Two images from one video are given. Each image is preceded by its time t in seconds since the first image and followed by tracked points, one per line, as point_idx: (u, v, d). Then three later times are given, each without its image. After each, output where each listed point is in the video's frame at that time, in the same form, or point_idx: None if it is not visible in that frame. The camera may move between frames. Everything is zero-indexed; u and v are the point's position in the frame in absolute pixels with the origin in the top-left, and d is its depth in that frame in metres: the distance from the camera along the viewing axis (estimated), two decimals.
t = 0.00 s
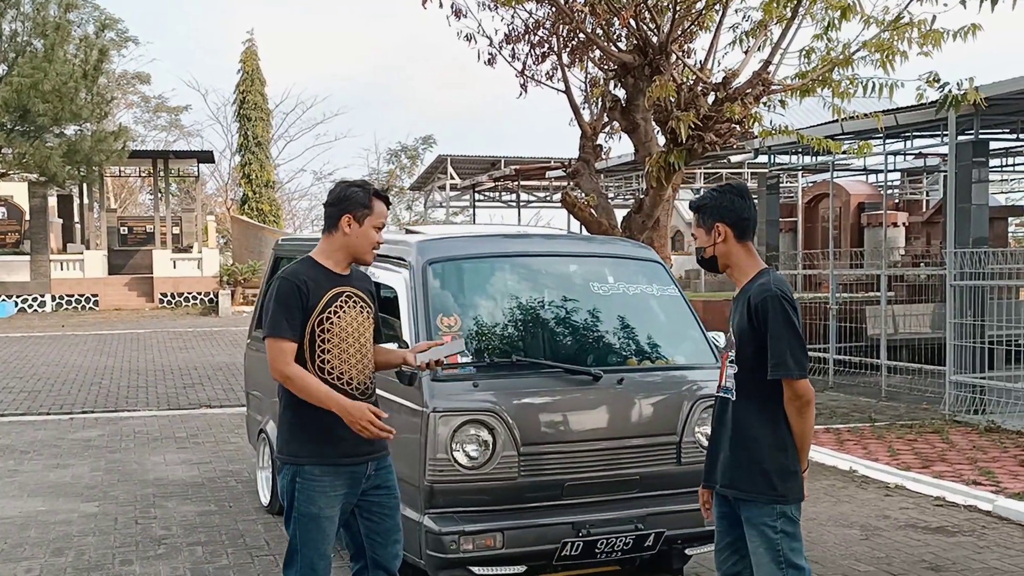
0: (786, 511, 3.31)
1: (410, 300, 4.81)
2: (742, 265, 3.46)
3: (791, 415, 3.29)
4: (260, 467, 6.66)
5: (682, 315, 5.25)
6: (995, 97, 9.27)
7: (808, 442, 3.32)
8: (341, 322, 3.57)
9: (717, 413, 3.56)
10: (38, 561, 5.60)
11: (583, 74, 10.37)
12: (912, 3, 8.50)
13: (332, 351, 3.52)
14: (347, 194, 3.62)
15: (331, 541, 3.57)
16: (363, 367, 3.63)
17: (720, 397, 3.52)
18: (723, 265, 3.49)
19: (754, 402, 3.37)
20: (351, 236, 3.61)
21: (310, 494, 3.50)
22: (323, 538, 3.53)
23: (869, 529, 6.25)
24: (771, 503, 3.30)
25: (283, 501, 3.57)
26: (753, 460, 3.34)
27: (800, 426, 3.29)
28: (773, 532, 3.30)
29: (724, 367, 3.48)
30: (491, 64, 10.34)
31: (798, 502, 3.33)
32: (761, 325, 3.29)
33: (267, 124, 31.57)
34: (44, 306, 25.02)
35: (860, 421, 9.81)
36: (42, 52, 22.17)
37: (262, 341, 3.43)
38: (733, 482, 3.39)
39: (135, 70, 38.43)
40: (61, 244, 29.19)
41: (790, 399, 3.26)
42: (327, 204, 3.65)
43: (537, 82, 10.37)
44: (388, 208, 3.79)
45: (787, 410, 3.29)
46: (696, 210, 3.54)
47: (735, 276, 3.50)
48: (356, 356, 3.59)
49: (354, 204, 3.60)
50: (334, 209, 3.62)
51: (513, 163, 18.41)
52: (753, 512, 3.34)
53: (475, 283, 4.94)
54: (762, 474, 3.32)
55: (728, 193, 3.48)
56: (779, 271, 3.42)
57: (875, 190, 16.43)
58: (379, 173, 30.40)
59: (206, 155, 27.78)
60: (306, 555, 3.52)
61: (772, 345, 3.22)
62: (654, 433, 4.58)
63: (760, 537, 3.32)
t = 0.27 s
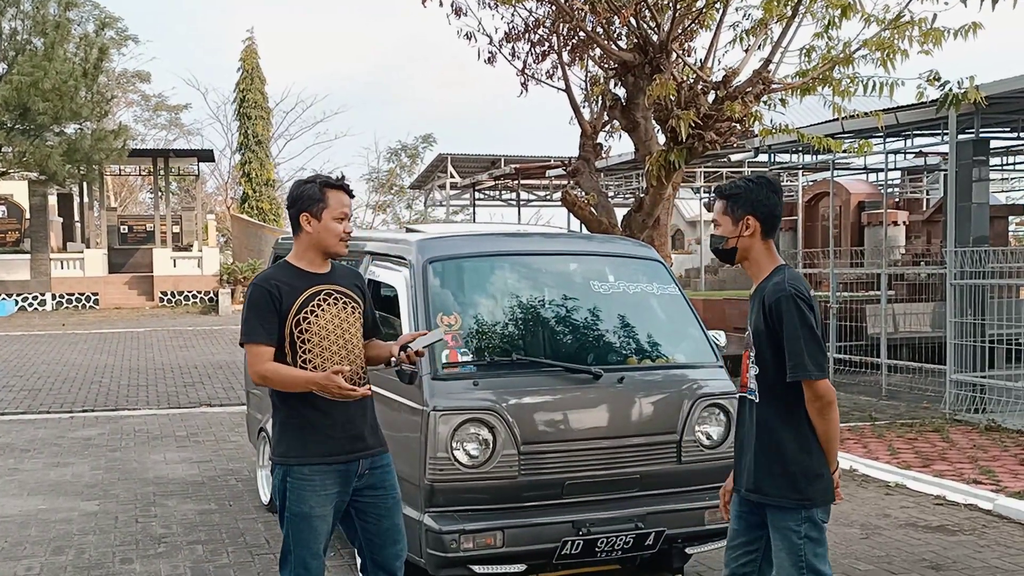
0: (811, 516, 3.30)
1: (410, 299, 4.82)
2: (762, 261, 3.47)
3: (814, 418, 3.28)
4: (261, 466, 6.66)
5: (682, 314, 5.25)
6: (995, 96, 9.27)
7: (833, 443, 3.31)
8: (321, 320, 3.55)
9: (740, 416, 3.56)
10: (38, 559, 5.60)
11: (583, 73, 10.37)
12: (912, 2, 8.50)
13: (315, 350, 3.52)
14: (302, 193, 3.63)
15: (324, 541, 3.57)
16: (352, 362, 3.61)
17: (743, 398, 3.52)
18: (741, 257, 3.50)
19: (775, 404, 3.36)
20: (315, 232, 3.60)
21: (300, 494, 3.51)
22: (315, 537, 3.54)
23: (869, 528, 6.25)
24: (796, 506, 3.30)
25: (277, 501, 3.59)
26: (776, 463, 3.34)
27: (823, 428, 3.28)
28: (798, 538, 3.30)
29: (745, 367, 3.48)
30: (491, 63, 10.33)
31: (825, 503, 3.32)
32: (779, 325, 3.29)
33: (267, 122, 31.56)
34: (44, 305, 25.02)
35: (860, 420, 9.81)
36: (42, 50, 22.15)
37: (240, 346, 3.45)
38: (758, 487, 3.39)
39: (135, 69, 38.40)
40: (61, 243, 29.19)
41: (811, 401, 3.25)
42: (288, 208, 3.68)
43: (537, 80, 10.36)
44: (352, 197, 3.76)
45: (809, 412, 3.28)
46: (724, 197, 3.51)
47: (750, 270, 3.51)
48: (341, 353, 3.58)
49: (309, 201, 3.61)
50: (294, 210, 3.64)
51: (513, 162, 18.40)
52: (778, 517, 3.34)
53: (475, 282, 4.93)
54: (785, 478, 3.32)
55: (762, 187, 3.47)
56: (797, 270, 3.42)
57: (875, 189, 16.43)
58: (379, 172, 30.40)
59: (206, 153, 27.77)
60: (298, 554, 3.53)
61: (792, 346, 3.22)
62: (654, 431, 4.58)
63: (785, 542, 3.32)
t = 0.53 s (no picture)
0: (817, 521, 3.30)
1: (412, 301, 4.82)
2: (777, 262, 3.47)
3: (827, 421, 3.28)
4: (263, 467, 6.67)
5: (684, 316, 5.24)
6: (997, 98, 9.27)
7: (844, 447, 3.31)
8: (327, 323, 3.56)
9: (747, 417, 3.55)
10: (41, 561, 5.60)
11: (585, 75, 10.37)
12: (914, 4, 8.51)
13: (323, 352, 3.52)
14: (302, 197, 3.65)
15: (338, 544, 3.57)
16: (363, 362, 3.60)
17: (752, 399, 3.51)
18: (757, 255, 3.49)
19: (786, 407, 3.36)
20: (319, 233, 3.62)
21: (315, 498, 3.51)
22: (330, 540, 3.54)
23: (871, 531, 6.24)
24: (803, 509, 3.29)
25: (291, 503, 3.59)
26: (785, 466, 3.33)
27: (835, 431, 3.28)
28: (804, 542, 3.31)
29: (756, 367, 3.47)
30: (493, 65, 10.35)
31: (830, 509, 3.32)
32: (799, 327, 3.28)
33: (270, 124, 31.60)
34: (46, 306, 25.06)
35: (862, 422, 9.80)
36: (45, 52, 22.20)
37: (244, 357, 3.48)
38: (765, 489, 3.38)
39: (138, 71, 38.46)
40: (64, 245, 29.23)
41: (828, 404, 3.25)
42: (291, 213, 3.70)
43: (538, 82, 10.37)
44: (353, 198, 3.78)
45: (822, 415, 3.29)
46: (747, 193, 3.49)
47: (764, 271, 3.51)
48: (351, 354, 3.57)
49: (309, 202, 3.63)
50: (295, 215, 3.66)
51: (515, 164, 18.41)
52: (782, 521, 3.34)
53: (477, 284, 4.94)
54: (793, 481, 3.31)
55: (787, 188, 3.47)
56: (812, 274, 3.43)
57: (877, 191, 16.43)
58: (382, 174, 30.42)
59: (209, 155, 27.81)
60: (313, 557, 3.53)
61: (812, 349, 3.21)
62: (656, 433, 4.57)
63: (790, 546, 3.32)
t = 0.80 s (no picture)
0: (812, 521, 3.31)
1: (413, 302, 4.82)
2: (781, 262, 3.47)
3: (825, 422, 3.29)
4: (264, 468, 6.67)
5: (685, 317, 5.24)
6: (997, 99, 9.27)
7: (841, 449, 3.32)
8: (340, 322, 3.56)
9: (744, 415, 3.55)
10: (42, 561, 5.61)
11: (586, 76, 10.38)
12: (915, 5, 8.51)
13: (334, 352, 3.52)
14: (309, 199, 3.65)
15: (348, 545, 3.57)
16: (374, 362, 3.61)
17: (748, 398, 3.51)
18: (762, 257, 3.49)
19: (784, 406, 3.36)
20: (325, 236, 3.62)
21: (326, 499, 3.51)
22: (340, 541, 3.54)
23: (872, 531, 6.24)
24: (798, 509, 3.30)
25: (301, 503, 3.59)
26: (781, 465, 3.33)
27: (833, 433, 3.29)
28: (799, 543, 3.31)
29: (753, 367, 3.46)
30: (494, 66, 10.36)
31: (826, 509, 3.32)
32: (800, 327, 3.28)
33: (270, 125, 31.62)
34: (47, 307, 25.08)
35: (863, 423, 9.81)
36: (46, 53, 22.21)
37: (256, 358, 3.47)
38: (760, 488, 3.38)
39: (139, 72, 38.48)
40: (65, 246, 29.26)
41: (826, 405, 3.25)
42: (298, 215, 3.71)
43: (539, 83, 10.38)
44: (360, 200, 3.77)
45: (821, 417, 3.29)
46: (752, 193, 3.49)
47: (768, 272, 3.51)
48: (362, 353, 3.57)
49: (316, 205, 3.63)
50: (303, 217, 3.66)
51: (516, 165, 18.42)
52: (778, 521, 3.35)
53: (478, 284, 4.94)
54: (789, 480, 3.31)
55: (790, 189, 3.47)
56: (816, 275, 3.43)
57: (878, 192, 16.43)
58: (383, 175, 30.44)
59: (209, 156, 27.83)
60: (322, 557, 3.53)
61: (813, 350, 3.22)
62: (657, 434, 4.58)
63: (786, 547, 3.32)
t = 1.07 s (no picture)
0: (808, 518, 3.31)
1: (412, 301, 4.82)
2: (775, 260, 3.48)
3: (818, 420, 3.29)
4: (262, 467, 6.67)
5: (683, 316, 5.25)
6: (995, 97, 9.28)
7: (834, 445, 3.32)
8: (347, 319, 3.57)
9: (737, 413, 3.56)
10: (40, 561, 5.60)
11: (584, 75, 10.38)
12: (913, 3, 8.51)
13: (342, 349, 3.52)
14: (314, 196, 3.65)
15: (349, 544, 3.57)
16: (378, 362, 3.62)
17: (741, 395, 3.52)
18: (756, 255, 3.50)
19: (777, 404, 3.36)
20: (329, 233, 3.62)
21: (328, 497, 3.52)
22: (342, 541, 3.54)
23: (871, 529, 6.25)
24: (792, 507, 3.30)
25: (302, 502, 3.59)
26: (775, 463, 3.34)
27: (826, 430, 3.29)
28: (795, 540, 3.31)
29: (746, 363, 3.48)
30: (493, 65, 10.36)
31: (820, 507, 3.33)
32: (792, 324, 3.29)
33: (269, 124, 31.60)
34: (45, 306, 25.07)
35: (862, 421, 9.82)
36: (43, 52, 22.18)
37: (266, 352, 3.45)
38: (754, 485, 3.39)
39: (137, 71, 38.43)
40: (63, 245, 29.24)
41: (818, 402, 3.26)
42: (302, 212, 3.70)
43: (538, 82, 10.38)
44: (363, 198, 3.78)
45: (814, 414, 3.29)
46: (743, 193, 3.50)
47: (764, 269, 3.51)
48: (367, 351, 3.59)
49: (322, 202, 3.63)
50: (307, 213, 3.65)
51: (514, 163, 18.42)
52: (774, 518, 3.35)
53: (476, 283, 4.94)
54: (783, 478, 3.32)
55: (782, 185, 3.47)
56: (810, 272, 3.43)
57: (876, 190, 16.43)
58: (381, 173, 30.43)
59: (207, 155, 27.81)
60: (324, 557, 3.53)
61: (805, 348, 3.23)
62: (655, 433, 4.58)
63: (782, 544, 3.33)
